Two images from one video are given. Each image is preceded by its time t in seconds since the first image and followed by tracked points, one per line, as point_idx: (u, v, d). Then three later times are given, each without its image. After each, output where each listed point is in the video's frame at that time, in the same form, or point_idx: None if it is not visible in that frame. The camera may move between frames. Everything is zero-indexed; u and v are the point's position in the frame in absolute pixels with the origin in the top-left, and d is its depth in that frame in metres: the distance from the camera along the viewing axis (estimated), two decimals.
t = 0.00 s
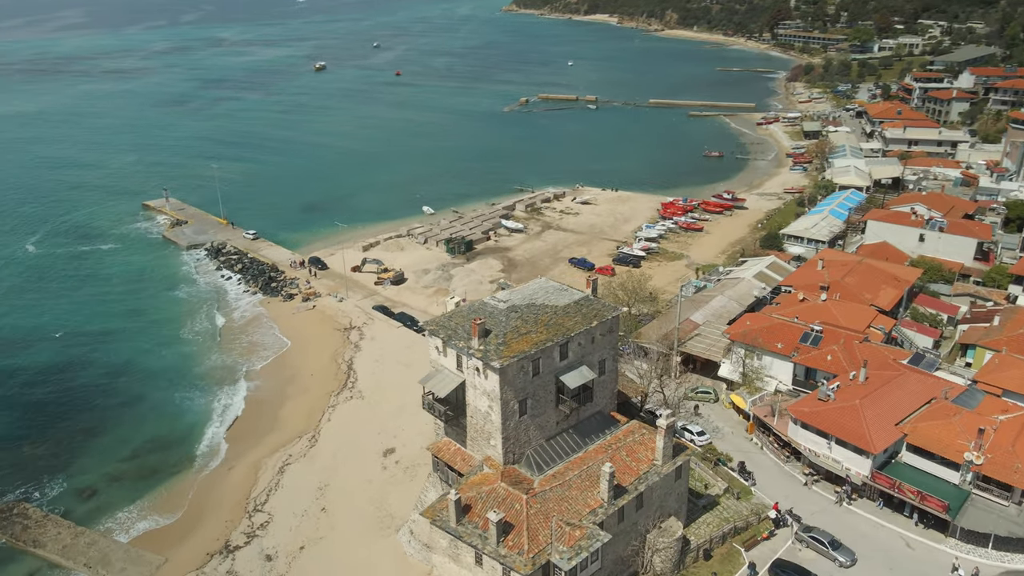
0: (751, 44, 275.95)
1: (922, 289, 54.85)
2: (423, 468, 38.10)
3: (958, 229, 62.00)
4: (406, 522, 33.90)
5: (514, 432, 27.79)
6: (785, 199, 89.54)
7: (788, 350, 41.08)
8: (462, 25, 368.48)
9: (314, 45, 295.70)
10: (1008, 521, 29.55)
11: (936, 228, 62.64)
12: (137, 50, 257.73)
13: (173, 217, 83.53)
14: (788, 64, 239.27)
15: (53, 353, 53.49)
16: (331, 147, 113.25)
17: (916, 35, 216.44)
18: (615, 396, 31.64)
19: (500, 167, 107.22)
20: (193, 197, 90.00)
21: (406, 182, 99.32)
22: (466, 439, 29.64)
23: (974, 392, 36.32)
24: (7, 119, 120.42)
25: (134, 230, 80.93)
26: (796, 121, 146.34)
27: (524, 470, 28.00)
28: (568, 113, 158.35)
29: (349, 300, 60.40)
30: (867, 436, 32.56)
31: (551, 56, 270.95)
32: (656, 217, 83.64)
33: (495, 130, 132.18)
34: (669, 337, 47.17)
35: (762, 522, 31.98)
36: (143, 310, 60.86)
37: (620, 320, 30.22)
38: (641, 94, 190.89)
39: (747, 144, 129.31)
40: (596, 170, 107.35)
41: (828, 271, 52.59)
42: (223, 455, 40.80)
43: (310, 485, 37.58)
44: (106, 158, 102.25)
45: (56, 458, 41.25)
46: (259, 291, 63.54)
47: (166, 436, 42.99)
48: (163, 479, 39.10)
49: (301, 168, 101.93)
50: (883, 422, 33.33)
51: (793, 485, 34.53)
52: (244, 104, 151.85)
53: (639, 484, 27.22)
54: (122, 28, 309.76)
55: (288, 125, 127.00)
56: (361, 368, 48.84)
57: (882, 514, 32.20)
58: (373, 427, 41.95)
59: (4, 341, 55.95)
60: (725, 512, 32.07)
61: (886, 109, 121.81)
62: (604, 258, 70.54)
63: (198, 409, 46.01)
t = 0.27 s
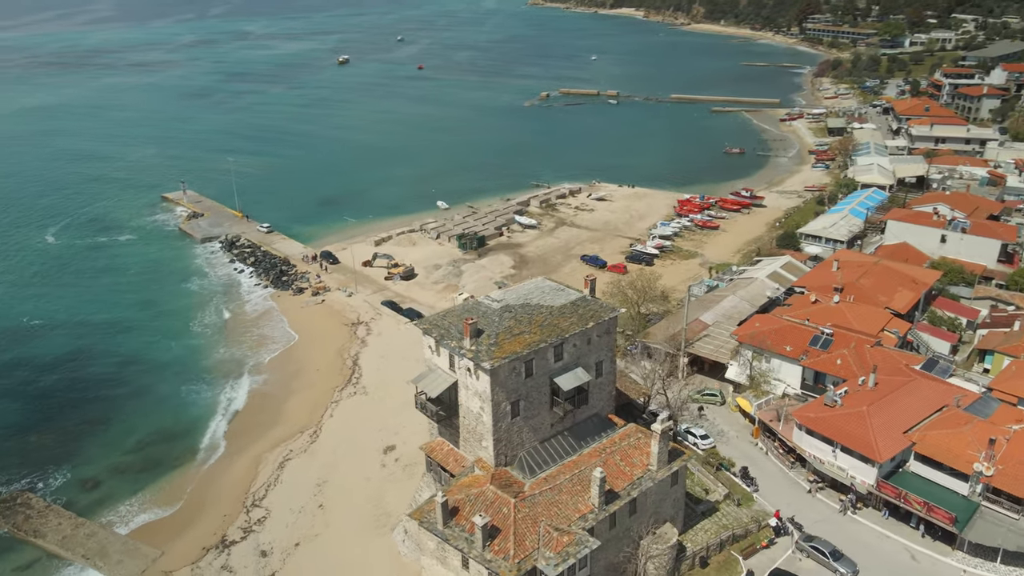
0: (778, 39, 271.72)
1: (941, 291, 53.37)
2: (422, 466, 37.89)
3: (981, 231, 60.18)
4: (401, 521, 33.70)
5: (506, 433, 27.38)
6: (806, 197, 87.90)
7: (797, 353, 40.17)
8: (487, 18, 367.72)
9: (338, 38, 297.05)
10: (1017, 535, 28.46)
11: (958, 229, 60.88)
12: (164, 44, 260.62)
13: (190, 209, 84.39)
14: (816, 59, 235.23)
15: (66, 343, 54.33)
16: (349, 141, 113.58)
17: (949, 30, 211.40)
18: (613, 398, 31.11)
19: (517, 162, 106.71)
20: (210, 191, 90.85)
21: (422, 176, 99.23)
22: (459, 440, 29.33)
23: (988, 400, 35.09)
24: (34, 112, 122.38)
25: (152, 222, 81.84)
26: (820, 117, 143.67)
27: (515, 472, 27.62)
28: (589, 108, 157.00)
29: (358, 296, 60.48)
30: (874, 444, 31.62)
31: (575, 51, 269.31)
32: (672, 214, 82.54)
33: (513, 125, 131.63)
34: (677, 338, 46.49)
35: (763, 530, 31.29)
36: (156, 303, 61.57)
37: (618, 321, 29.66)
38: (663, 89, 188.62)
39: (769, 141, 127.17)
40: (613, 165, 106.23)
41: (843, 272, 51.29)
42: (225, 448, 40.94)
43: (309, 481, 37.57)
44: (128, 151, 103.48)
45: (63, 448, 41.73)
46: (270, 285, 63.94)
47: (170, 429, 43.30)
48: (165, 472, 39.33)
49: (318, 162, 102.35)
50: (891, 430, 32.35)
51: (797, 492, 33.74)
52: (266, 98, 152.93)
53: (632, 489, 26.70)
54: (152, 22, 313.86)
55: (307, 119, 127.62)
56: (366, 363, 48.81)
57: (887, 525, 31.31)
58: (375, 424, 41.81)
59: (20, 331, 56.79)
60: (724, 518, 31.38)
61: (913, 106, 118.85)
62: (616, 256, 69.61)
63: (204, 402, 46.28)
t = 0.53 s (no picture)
0: (807, 33, 267.25)
1: (960, 294, 51.86)
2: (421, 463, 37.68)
3: (1005, 233, 58.36)
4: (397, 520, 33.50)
5: (498, 435, 26.97)
6: (827, 196, 86.18)
7: (806, 356, 39.21)
8: (513, 11, 366.37)
9: (363, 32, 298.09)
10: None
11: (981, 231, 59.06)
12: (192, 37, 263.55)
13: (207, 202, 85.16)
14: (845, 54, 230.95)
15: (80, 334, 55.16)
16: (367, 135, 113.81)
17: (984, 25, 206.18)
18: (610, 400, 30.62)
19: (534, 157, 106.08)
20: (227, 184, 91.62)
21: (438, 170, 99.10)
22: (452, 440, 29.02)
23: (1002, 409, 33.93)
24: (60, 104, 124.38)
25: (169, 215, 82.71)
26: (846, 113, 140.87)
27: (507, 474, 27.23)
28: (610, 103, 155.56)
29: (367, 290, 60.55)
30: (879, 452, 30.69)
31: (599, 45, 267.45)
32: (689, 212, 81.38)
33: (533, 119, 130.94)
34: (685, 338, 45.70)
35: (762, 538, 30.58)
36: (169, 295, 62.23)
37: (616, 322, 29.11)
38: (687, 84, 186.30)
39: (793, 137, 124.93)
40: (632, 161, 105.15)
41: (859, 273, 50.04)
42: (227, 442, 41.12)
43: (308, 476, 37.52)
44: (150, 143, 104.75)
45: (70, 438, 42.24)
46: (282, 278, 64.27)
47: (175, 421, 43.64)
48: (167, 464, 39.60)
49: (336, 155, 102.68)
50: (898, 438, 31.39)
51: (800, 499, 32.95)
52: (288, 91, 153.89)
53: (625, 495, 26.14)
54: (180, 14, 317.61)
55: (327, 113, 128.17)
56: (371, 359, 48.74)
57: (892, 536, 30.43)
58: (377, 420, 41.63)
59: (36, 322, 57.71)
60: (723, 525, 30.69)
61: (942, 102, 115.72)
62: (630, 254, 68.63)
63: (209, 395, 46.57)
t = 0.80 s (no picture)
0: (837, 28, 262.25)
1: (981, 298, 50.38)
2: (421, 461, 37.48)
3: None
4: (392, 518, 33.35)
5: (489, 436, 26.65)
6: (849, 195, 84.43)
7: (815, 360, 38.29)
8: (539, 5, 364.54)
9: (388, 25, 298.71)
10: None
11: (1006, 233, 57.20)
12: (220, 30, 266.31)
13: (225, 195, 85.91)
14: (876, 49, 226.19)
15: (94, 324, 56.02)
16: (386, 129, 113.95)
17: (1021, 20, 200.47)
18: (608, 402, 30.14)
19: (552, 153, 105.46)
20: (245, 177, 92.30)
21: (455, 165, 98.88)
22: (445, 440, 28.76)
23: (1016, 418, 32.79)
24: (87, 96, 126.38)
25: (188, 207, 83.59)
26: (873, 110, 137.86)
27: (498, 476, 26.90)
28: (632, 99, 154.12)
29: (377, 285, 60.66)
30: (884, 462, 29.82)
31: (624, 39, 265.14)
32: (706, 210, 80.20)
33: (553, 114, 130.09)
34: (692, 339, 44.96)
35: (761, 546, 29.89)
36: (183, 287, 62.92)
37: (614, 323, 28.56)
38: (712, 79, 183.95)
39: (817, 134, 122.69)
40: (651, 157, 104.05)
41: (875, 275, 48.80)
42: (230, 435, 41.43)
43: (307, 471, 37.53)
44: (172, 136, 106.05)
45: (78, 427, 42.81)
46: (294, 272, 64.59)
47: (181, 414, 44.04)
48: (171, 457, 39.96)
49: (353, 149, 103.01)
50: (905, 447, 30.46)
51: (802, 507, 32.18)
52: (310, 84, 154.69)
53: (617, 500, 25.63)
54: (209, 7, 321.02)
55: (348, 107, 128.62)
56: (377, 354, 48.73)
57: (897, 548, 29.57)
58: (381, 417, 41.46)
59: (53, 312, 58.74)
60: (720, 532, 30.09)
61: (973, 100, 112.74)
62: (643, 252, 67.77)
63: (216, 388, 46.94)
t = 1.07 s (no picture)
0: (870, 23, 256.96)
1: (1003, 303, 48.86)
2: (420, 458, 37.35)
3: None
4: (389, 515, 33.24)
5: (481, 437, 26.33)
6: (872, 194, 82.57)
7: (824, 365, 37.37)
8: None
9: (414, 18, 298.94)
10: None
11: None
12: (249, 23, 268.81)
13: (244, 187, 86.68)
14: (909, 44, 221.13)
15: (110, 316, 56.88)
16: (405, 123, 114.02)
17: None
18: (606, 405, 29.67)
19: (571, 148, 104.72)
20: (264, 170, 92.96)
21: (473, 160, 98.61)
22: (438, 439, 28.54)
23: None
24: (115, 89, 128.41)
25: (207, 199, 84.45)
26: (903, 106, 134.75)
27: (489, 477, 26.61)
28: (656, 94, 152.50)
29: (388, 280, 60.80)
30: (889, 471, 28.95)
31: (650, 33, 262.45)
32: (725, 208, 79.03)
33: (574, 108, 129.12)
34: (701, 340, 44.25)
35: (760, 555, 29.25)
36: (198, 280, 63.61)
37: (611, 325, 28.07)
38: (738, 74, 181.35)
39: (843, 131, 120.29)
40: (671, 153, 102.75)
41: (892, 277, 47.55)
42: (234, 428, 41.78)
43: (308, 466, 37.58)
44: (194, 129, 107.32)
45: (87, 417, 43.44)
46: (307, 265, 64.92)
47: (188, 406, 44.47)
48: (175, 449, 40.42)
49: (372, 143, 103.26)
50: (912, 456, 29.53)
51: (805, 515, 31.42)
52: (333, 76, 155.26)
53: (608, 505, 25.19)
54: None
55: (369, 100, 128.94)
56: (383, 350, 48.81)
57: (901, 560, 28.72)
58: (383, 413, 41.40)
59: (71, 302, 59.81)
60: (718, 539, 29.51)
61: (1006, 97, 109.60)
62: (658, 250, 66.96)
63: (224, 380, 47.36)
